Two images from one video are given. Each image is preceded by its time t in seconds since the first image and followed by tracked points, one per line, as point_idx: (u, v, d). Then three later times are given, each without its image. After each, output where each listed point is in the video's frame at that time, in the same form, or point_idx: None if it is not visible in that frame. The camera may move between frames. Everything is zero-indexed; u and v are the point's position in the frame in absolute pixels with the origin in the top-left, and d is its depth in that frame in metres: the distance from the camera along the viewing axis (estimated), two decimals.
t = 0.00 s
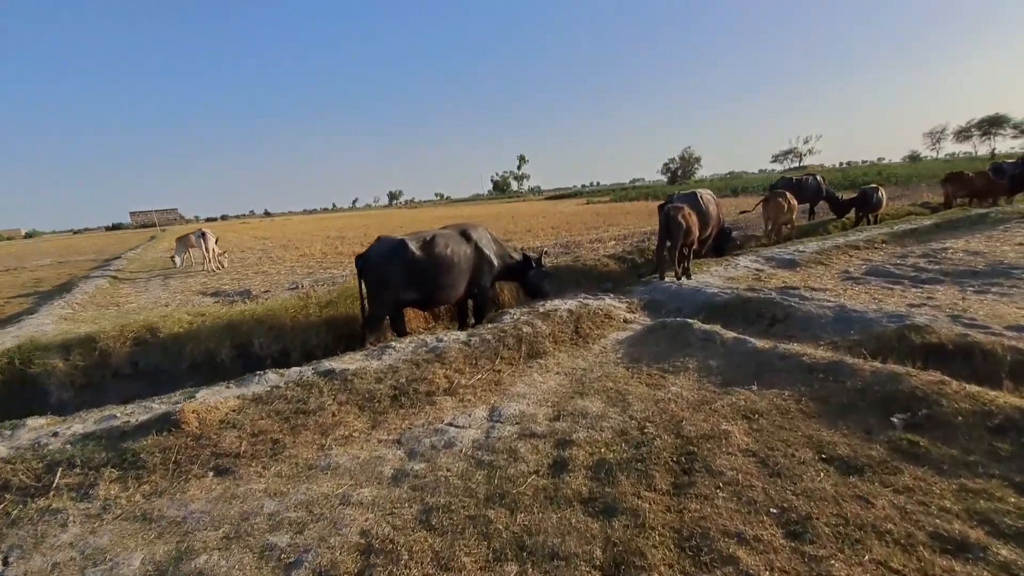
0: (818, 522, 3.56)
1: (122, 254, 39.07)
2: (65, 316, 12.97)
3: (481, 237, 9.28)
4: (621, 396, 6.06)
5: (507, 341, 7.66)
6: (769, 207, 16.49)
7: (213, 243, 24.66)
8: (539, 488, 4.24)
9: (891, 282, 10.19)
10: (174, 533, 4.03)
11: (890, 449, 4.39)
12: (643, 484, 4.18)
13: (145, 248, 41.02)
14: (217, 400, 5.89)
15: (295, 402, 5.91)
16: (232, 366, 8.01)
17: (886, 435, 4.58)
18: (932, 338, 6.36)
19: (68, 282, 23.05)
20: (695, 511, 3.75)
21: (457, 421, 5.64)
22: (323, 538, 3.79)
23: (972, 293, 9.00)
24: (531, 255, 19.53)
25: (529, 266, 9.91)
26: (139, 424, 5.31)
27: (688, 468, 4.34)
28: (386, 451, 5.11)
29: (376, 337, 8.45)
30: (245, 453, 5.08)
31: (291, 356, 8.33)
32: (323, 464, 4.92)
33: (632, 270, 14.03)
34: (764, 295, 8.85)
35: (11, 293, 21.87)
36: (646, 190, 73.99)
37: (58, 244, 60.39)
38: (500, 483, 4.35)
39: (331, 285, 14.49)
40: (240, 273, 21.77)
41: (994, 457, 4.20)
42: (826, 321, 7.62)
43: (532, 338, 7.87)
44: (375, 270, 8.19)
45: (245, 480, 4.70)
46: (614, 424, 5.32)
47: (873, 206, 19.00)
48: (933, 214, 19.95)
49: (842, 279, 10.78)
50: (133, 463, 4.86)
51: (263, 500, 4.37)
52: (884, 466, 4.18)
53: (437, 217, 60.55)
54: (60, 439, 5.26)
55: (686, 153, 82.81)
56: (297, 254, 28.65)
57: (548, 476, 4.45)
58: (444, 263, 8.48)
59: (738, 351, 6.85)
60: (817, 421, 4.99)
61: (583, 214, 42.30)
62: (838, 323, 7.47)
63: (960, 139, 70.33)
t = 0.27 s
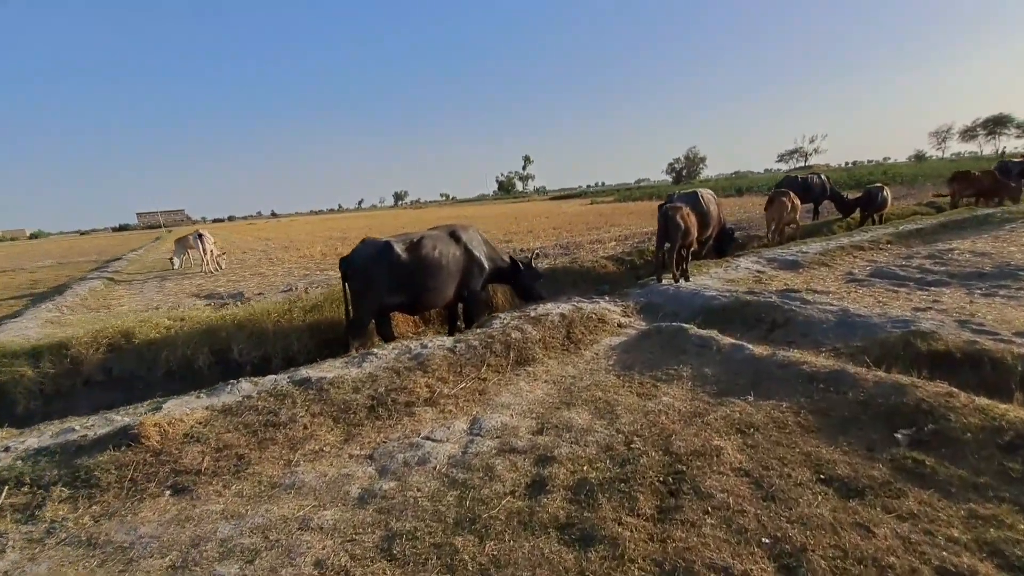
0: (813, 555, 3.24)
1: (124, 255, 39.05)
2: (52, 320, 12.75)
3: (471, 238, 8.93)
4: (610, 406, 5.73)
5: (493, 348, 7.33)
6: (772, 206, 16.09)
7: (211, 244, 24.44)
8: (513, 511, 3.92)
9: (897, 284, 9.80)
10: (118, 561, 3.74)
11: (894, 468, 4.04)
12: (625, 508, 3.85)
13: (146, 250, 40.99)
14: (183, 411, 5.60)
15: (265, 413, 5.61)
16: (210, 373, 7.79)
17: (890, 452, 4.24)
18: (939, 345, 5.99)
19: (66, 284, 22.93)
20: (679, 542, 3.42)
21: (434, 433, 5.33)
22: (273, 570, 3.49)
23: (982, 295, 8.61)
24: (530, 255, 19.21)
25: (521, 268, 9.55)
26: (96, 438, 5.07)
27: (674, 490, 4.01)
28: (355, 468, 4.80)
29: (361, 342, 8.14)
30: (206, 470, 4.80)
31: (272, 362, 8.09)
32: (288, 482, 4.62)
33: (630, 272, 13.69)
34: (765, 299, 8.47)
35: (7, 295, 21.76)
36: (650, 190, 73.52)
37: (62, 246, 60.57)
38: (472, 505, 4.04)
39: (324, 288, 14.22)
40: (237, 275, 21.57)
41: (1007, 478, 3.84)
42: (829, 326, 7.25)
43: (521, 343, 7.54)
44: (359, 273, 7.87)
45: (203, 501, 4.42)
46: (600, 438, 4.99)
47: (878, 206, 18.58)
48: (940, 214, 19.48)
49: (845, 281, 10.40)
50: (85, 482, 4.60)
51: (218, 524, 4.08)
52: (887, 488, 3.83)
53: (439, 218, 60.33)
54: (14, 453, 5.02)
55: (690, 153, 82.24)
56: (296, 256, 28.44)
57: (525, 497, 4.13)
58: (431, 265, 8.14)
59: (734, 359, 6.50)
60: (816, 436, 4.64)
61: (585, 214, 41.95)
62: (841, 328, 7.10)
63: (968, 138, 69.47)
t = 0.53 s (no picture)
0: None
1: (131, 255, 39.25)
2: (44, 323, 12.61)
3: (462, 241, 8.59)
4: (599, 423, 5.39)
5: (481, 357, 7.01)
6: (778, 206, 15.64)
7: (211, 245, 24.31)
8: (484, 547, 3.60)
9: (907, 289, 9.38)
10: None
11: (902, 501, 3.68)
12: (606, 545, 3.52)
13: (152, 250, 41.12)
14: (147, 428, 5.35)
15: (234, 430, 5.34)
16: (189, 383, 7.53)
17: (899, 481, 3.88)
18: (952, 358, 5.60)
19: (67, 285, 22.89)
20: None
21: (410, 452, 5.02)
22: None
23: (997, 301, 8.18)
24: (531, 256, 18.88)
25: (513, 273, 9.25)
26: (53, 457, 4.85)
27: (661, 524, 3.68)
28: (323, 491, 4.50)
29: (347, 351, 7.85)
30: (166, 494, 4.54)
31: (255, 371, 7.80)
32: (250, 508, 4.34)
33: (631, 274, 13.32)
34: (769, 305, 8.09)
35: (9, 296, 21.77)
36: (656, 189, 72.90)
37: (71, 245, 61.04)
38: (440, 539, 3.72)
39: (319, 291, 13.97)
40: (236, 277, 21.41)
41: None
42: (835, 335, 6.86)
43: (510, 353, 7.21)
44: (343, 280, 7.56)
45: (158, 529, 4.15)
46: (586, 460, 4.65)
47: (888, 205, 18.06)
48: (953, 214, 18.92)
49: (853, 285, 9.98)
50: (36, 506, 4.38)
51: (168, 557, 3.80)
52: (895, 524, 3.47)
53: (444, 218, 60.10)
54: None
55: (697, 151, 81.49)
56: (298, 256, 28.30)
57: (499, 530, 3.81)
58: (419, 271, 7.81)
59: (733, 371, 6.14)
60: (818, 461, 4.29)
61: (590, 214, 41.55)
62: (847, 338, 6.72)
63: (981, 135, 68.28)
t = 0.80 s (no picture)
0: None
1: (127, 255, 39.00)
2: (24, 325, 12.29)
3: (446, 241, 8.18)
4: (584, 437, 5.01)
5: (463, 364, 6.63)
6: (780, 205, 15.22)
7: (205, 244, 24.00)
8: None
9: (914, 291, 8.97)
10: None
11: (913, 532, 3.29)
12: None
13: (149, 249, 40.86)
14: (98, 443, 5.01)
15: (190, 445, 4.98)
16: (157, 391, 7.18)
17: (909, 509, 3.49)
18: (965, 367, 5.20)
19: (58, 286, 22.61)
20: None
21: (377, 469, 4.65)
22: None
23: (1009, 304, 7.76)
24: (528, 256, 18.50)
25: (501, 273, 8.89)
26: None
27: (644, 558, 3.30)
28: (279, 514, 4.14)
29: (325, 358, 7.42)
30: (109, 516, 4.18)
31: (228, 377, 7.40)
32: (197, 533, 3.97)
33: (628, 275, 12.93)
34: (768, 308, 7.69)
35: None
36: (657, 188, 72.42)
37: (70, 244, 60.88)
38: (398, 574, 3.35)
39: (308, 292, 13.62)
40: (228, 277, 21.09)
41: None
42: (838, 341, 6.46)
43: (494, 359, 6.83)
44: (320, 283, 7.13)
45: (94, 557, 3.79)
46: (566, 480, 4.27)
47: (892, 204, 17.62)
48: (959, 213, 18.46)
49: (857, 287, 9.58)
50: None
51: None
52: (906, 561, 3.09)
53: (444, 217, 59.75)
54: None
55: (699, 150, 80.98)
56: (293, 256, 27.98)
57: (464, 562, 3.44)
58: (401, 273, 7.39)
59: (729, 380, 5.75)
60: (820, 484, 3.90)
61: (590, 213, 41.14)
62: (851, 344, 6.32)
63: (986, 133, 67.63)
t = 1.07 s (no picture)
0: None
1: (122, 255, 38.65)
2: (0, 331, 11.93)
3: (429, 243, 7.78)
4: (566, 459, 4.64)
5: (443, 375, 6.26)
6: (781, 204, 14.82)
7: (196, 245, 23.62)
8: None
9: (920, 295, 8.59)
10: None
11: None
12: None
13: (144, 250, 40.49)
14: (42, 466, 4.66)
15: (141, 469, 4.63)
16: (123, 404, 6.84)
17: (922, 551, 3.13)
18: (978, 382, 4.83)
19: (46, 287, 22.25)
20: None
21: (340, 497, 4.28)
22: None
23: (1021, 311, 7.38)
24: (523, 256, 18.12)
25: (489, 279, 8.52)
26: None
27: None
28: (229, 550, 3.77)
29: (301, 369, 7.04)
30: (42, 552, 3.82)
31: (197, 389, 7.08)
32: (136, 572, 3.61)
33: (623, 277, 12.55)
34: (767, 314, 7.31)
35: None
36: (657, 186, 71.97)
37: (67, 244, 60.57)
38: None
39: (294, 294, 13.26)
40: (219, 278, 20.74)
41: None
42: (841, 351, 6.08)
43: (477, 370, 6.46)
44: (295, 290, 6.70)
45: None
46: (544, 510, 3.90)
47: (895, 202, 17.21)
48: (964, 211, 18.05)
49: (860, 291, 9.20)
50: None
51: None
52: None
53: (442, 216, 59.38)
54: None
55: (700, 148, 80.40)
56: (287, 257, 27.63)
57: None
58: (382, 278, 6.97)
59: (724, 395, 5.38)
60: (822, 519, 3.54)
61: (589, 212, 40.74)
62: (855, 354, 5.95)
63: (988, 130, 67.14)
